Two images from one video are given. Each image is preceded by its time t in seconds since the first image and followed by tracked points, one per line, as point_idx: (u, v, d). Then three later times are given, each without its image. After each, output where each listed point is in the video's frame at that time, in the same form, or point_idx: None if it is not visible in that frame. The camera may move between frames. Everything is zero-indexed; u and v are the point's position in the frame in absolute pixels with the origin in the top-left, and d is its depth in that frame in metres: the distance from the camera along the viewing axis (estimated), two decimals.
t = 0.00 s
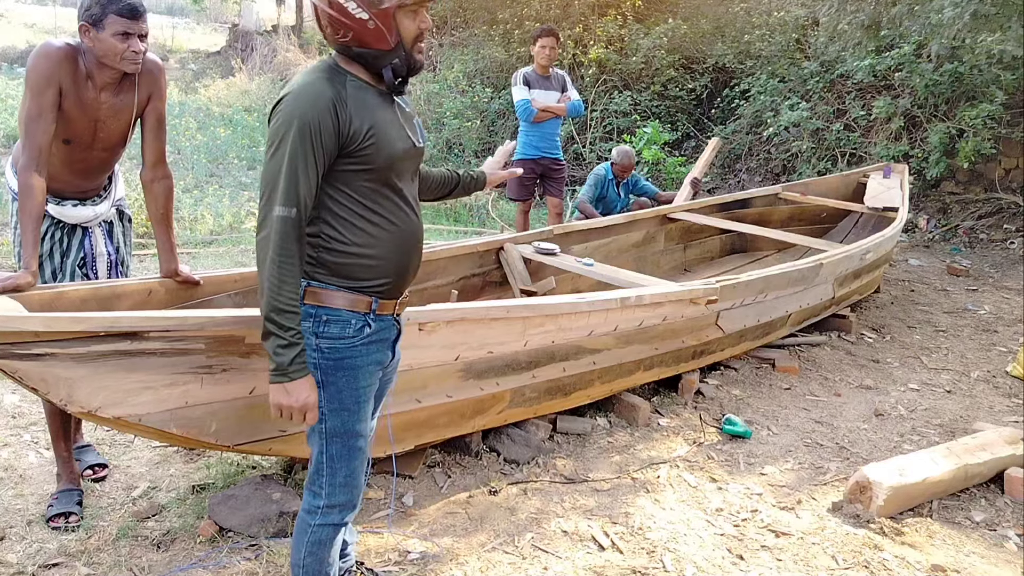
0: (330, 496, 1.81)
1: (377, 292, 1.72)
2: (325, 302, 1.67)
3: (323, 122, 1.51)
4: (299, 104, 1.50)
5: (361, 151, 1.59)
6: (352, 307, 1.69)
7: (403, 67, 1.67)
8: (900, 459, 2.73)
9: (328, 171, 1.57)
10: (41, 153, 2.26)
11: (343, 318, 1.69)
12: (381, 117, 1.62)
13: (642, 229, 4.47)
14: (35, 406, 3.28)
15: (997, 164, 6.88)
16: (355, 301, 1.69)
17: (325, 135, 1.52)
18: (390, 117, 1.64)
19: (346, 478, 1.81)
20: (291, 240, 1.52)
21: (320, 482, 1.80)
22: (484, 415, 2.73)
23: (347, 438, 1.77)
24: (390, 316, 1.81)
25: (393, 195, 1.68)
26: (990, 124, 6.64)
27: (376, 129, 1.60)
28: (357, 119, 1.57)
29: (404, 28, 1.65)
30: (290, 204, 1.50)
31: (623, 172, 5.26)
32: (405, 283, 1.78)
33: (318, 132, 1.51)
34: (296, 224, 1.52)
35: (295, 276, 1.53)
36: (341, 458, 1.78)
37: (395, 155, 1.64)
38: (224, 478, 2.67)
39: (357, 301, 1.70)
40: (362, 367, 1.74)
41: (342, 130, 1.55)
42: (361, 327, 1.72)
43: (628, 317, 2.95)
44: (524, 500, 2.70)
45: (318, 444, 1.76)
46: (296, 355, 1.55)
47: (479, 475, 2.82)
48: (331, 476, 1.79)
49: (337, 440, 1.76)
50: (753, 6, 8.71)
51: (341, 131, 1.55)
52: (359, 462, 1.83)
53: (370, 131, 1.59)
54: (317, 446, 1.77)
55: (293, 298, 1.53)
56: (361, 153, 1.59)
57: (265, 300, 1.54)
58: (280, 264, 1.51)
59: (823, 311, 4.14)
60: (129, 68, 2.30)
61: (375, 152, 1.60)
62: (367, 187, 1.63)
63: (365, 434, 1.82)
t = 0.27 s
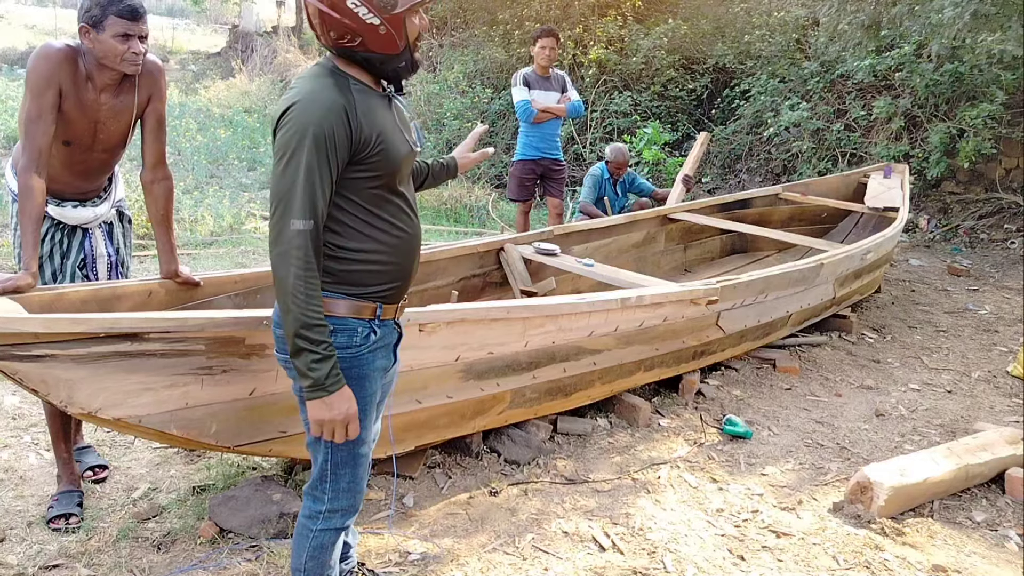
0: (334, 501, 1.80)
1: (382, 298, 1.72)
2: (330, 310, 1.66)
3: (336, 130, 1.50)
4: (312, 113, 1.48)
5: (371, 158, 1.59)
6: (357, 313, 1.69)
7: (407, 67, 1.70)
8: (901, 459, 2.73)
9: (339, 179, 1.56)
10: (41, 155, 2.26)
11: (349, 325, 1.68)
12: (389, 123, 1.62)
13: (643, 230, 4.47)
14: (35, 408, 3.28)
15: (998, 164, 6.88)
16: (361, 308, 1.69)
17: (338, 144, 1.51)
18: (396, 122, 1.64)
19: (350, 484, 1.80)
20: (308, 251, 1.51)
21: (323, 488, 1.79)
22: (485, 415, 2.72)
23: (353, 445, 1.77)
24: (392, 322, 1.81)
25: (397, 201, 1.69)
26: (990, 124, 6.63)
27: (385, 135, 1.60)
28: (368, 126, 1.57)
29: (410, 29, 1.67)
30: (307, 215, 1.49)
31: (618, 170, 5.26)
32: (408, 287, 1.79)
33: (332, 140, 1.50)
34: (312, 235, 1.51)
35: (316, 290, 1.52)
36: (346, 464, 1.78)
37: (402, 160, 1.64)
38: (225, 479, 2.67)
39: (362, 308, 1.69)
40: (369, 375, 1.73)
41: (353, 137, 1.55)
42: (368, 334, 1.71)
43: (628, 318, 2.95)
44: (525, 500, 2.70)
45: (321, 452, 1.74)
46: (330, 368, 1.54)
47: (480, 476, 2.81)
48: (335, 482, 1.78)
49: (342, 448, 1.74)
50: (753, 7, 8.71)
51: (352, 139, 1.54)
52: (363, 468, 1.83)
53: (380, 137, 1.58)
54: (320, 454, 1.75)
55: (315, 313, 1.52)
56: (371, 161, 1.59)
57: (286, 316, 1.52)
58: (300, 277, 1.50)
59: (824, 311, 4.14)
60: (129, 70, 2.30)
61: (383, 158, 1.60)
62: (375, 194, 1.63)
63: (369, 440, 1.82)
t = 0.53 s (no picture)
0: (320, 504, 1.80)
1: (371, 304, 1.73)
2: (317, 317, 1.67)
3: (325, 134, 1.51)
4: (301, 116, 1.49)
5: (360, 163, 1.59)
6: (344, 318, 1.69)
7: (378, 66, 1.65)
8: (902, 462, 2.72)
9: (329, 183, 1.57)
10: (42, 158, 2.27)
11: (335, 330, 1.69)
12: (379, 127, 1.62)
13: (645, 232, 4.47)
14: (37, 410, 3.28)
15: (1000, 166, 6.87)
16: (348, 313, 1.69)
17: (327, 148, 1.52)
18: (387, 126, 1.65)
19: (337, 488, 1.80)
20: (302, 254, 1.51)
21: (309, 491, 1.79)
22: (486, 418, 2.72)
23: (339, 450, 1.76)
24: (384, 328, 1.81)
25: (388, 206, 1.70)
26: (991, 126, 6.63)
27: (375, 139, 1.60)
28: (357, 130, 1.57)
29: (380, 26, 1.63)
30: (299, 219, 1.49)
31: (613, 169, 5.28)
32: (400, 293, 1.79)
33: (320, 144, 1.50)
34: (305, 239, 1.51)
35: (321, 289, 1.52)
36: (332, 469, 1.77)
37: (392, 164, 1.65)
38: (226, 482, 2.67)
39: (350, 313, 1.69)
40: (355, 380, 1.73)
41: (342, 141, 1.55)
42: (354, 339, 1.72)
43: (629, 320, 2.95)
44: (526, 503, 2.70)
45: (306, 456, 1.75)
46: (361, 352, 1.54)
47: (481, 479, 2.81)
48: (321, 486, 1.78)
49: (327, 453, 1.74)
50: (754, 9, 8.73)
51: (341, 143, 1.55)
52: (349, 473, 1.82)
53: (369, 141, 1.59)
54: (306, 458, 1.75)
55: (321, 312, 1.51)
56: (360, 165, 1.60)
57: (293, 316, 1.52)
58: (299, 279, 1.50)
59: (826, 313, 4.13)
60: (131, 73, 2.30)
61: (372, 163, 1.61)
62: (365, 199, 1.64)
63: (357, 445, 1.81)
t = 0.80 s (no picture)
0: (313, 508, 1.79)
1: (359, 310, 1.72)
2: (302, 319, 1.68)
3: (296, 132, 1.53)
4: (273, 117, 1.52)
5: (338, 164, 1.60)
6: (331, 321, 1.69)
7: (357, 67, 1.65)
8: (904, 467, 2.72)
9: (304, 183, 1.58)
10: (45, 163, 2.27)
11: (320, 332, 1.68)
12: (361, 130, 1.62)
13: (646, 237, 4.47)
14: (38, 416, 3.28)
15: (1001, 171, 6.86)
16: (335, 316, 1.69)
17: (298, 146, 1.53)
18: (372, 129, 1.65)
19: (327, 493, 1.78)
20: (265, 246, 1.52)
21: (302, 495, 1.79)
22: (488, 423, 2.72)
23: (327, 454, 1.75)
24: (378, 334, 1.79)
25: (374, 211, 1.69)
26: (992, 131, 6.63)
27: (354, 140, 1.61)
28: (334, 131, 1.59)
29: (360, 27, 1.64)
30: (264, 213, 1.51)
31: (611, 170, 5.30)
32: (391, 301, 1.77)
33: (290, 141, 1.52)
34: (270, 232, 1.52)
35: (288, 279, 1.54)
36: (322, 473, 1.76)
37: (375, 167, 1.64)
38: (227, 488, 2.67)
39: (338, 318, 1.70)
40: (341, 384, 1.71)
41: (316, 141, 1.57)
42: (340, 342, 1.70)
43: (631, 325, 2.95)
44: (528, 509, 2.69)
45: (295, 458, 1.76)
46: (332, 329, 1.55)
47: (483, 485, 2.81)
48: (312, 490, 1.78)
49: (315, 457, 1.74)
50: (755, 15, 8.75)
51: (315, 142, 1.57)
52: (342, 478, 1.80)
53: (347, 144, 1.60)
54: (296, 461, 1.76)
55: (285, 300, 1.53)
56: (338, 168, 1.61)
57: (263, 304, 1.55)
58: (261, 269, 1.52)
59: (827, 318, 4.13)
60: (134, 78, 2.32)
61: (352, 164, 1.61)
62: (346, 202, 1.64)
63: (348, 451, 1.80)
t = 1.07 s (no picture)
0: (320, 518, 1.80)
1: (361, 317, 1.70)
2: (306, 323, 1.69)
3: (290, 140, 1.57)
4: (268, 124, 1.57)
5: (333, 171, 1.62)
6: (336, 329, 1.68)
7: (358, 80, 1.67)
8: (907, 479, 2.71)
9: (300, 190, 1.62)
10: (48, 177, 2.29)
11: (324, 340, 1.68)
12: (359, 139, 1.64)
13: (647, 248, 4.48)
14: (40, 428, 3.29)
15: (1002, 182, 6.87)
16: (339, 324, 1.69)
17: (291, 152, 1.57)
18: (371, 138, 1.66)
19: (334, 501, 1.79)
20: (256, 244, 1.58)
21: (309, 504, 1.80)
22: (489, 435, 2.72)
23: (332, 463, 1.75)
24: (387, 345, 1.77)
25: (374, 218, 1.69)
26: (993, 142, 6.64)
27: (350, 148, 1.62)
28: (329, 139, 1.61)
29: (362, 41, 1.66)
30: (257, 216, 1.56)
31: (610, 181, 5.32)
32: (395, 309, 1.76)
33: (283, 148, 1.56)
34: (263, 232, 1.58)
35: (276, 273, 1.59)
36: (328, 482, 1.77)
37: (372, 174, 1.65)
38: (228, 500, 2.67)
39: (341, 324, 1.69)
40: (345, 394, 1.71)
41: (311, 148, 1.60)
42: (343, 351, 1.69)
43: (632, 337, 2.95)
44: (530, 521, 2.69)
45: (304, 465, 1.77)
46: (315, 315, 1.58)
47: (484, 497, 2.80)
48: (318, 498, 1.78)
49: (321, 464, 1.74)
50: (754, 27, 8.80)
51: (310, 150, 1.60)
52: (348, 488, 1.80)
53: (341, 151, 1.62)
54: (305, 467, 1.78)
55: (273, 293, 1.58)
56: (334, 174, 1.63)
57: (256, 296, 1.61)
58: (251, 264, 1.58)
59: (829, 330, 4.13)
60: (137, 92, 2.34)
61: (348, 171, 1.63)
62: (344, 208, 1.66)
63: (355, 461, 1.79)
